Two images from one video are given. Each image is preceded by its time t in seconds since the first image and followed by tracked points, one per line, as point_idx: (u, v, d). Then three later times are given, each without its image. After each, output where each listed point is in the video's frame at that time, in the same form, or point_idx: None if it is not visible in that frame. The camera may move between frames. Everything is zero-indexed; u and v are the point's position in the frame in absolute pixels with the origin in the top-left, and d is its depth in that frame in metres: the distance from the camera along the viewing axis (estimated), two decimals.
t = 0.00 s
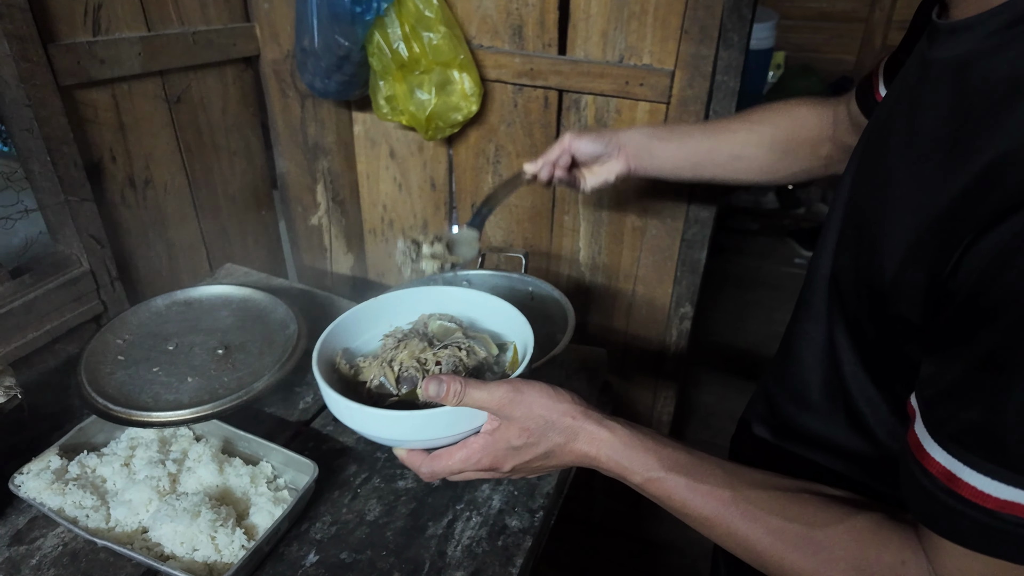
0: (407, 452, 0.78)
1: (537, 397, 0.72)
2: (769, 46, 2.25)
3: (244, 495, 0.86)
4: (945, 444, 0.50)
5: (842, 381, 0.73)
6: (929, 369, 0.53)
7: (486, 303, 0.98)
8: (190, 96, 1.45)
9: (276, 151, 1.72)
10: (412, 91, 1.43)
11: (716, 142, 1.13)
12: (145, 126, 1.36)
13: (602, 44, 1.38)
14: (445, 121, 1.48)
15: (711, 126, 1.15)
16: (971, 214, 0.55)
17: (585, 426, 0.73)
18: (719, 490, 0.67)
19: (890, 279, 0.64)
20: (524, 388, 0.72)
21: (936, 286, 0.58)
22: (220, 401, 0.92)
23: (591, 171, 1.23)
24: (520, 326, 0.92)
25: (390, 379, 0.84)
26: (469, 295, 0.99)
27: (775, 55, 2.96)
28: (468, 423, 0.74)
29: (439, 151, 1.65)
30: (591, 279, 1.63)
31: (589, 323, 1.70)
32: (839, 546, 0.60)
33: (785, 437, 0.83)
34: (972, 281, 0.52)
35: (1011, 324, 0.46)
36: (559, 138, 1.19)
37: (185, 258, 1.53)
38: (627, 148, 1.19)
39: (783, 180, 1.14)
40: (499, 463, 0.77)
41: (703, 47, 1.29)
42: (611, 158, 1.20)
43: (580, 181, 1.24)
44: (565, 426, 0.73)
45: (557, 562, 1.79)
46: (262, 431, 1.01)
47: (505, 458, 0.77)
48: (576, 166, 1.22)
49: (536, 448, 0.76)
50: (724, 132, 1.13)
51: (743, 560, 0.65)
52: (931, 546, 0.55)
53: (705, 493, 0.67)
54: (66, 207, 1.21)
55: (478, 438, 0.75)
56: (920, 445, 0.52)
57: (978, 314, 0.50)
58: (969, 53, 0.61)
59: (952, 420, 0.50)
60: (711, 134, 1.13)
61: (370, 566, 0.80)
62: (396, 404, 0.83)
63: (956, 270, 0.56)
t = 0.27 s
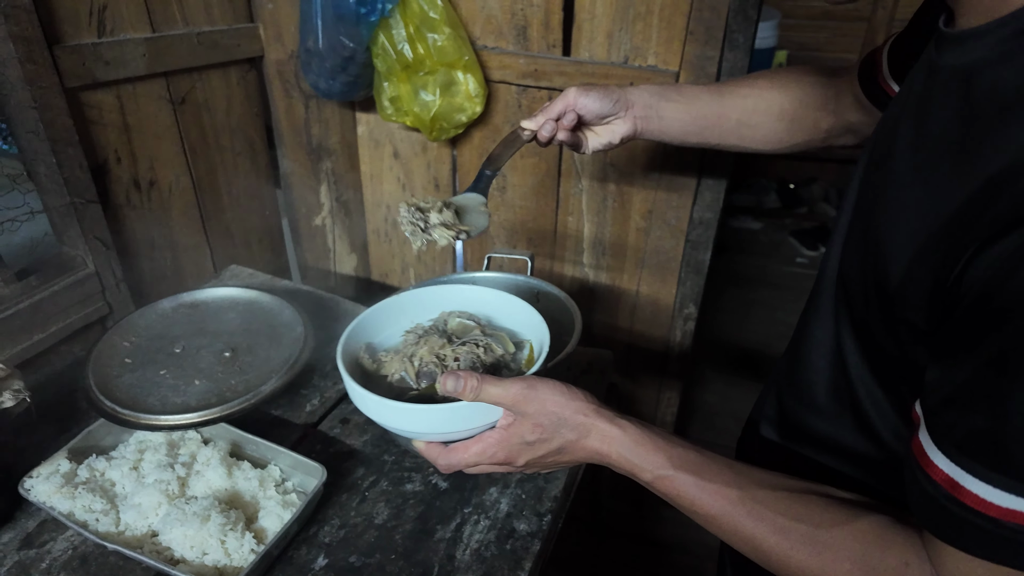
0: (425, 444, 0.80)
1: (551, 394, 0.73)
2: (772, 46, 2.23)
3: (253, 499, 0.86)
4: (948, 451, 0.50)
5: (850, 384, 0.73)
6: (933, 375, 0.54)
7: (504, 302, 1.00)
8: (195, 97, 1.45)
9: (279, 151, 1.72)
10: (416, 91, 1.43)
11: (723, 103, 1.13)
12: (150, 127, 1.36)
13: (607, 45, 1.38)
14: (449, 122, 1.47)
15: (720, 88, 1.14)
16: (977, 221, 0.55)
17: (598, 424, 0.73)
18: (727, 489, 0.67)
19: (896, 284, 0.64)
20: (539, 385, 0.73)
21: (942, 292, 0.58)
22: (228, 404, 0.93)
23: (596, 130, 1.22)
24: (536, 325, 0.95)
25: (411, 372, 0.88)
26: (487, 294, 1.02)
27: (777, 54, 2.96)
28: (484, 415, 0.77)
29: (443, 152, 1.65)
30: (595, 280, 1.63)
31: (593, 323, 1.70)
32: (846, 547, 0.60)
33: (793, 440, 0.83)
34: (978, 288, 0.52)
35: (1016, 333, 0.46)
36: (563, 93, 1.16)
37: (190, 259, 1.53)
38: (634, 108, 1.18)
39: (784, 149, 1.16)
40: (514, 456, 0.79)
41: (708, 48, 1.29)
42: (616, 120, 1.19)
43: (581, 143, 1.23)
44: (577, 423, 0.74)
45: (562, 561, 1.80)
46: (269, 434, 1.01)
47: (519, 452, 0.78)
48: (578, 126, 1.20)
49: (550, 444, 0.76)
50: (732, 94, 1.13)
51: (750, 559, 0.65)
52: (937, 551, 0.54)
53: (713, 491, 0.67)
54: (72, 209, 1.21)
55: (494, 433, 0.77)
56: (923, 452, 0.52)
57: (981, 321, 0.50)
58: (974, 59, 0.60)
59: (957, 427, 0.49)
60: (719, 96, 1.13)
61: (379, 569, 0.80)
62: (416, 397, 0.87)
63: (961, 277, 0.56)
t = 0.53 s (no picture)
0: (439, 445, 0.83)
1: (565, 400, 0.74)
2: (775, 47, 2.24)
3: (262, 503, 0.87)
4: (955, 464, 0.50)
5: (858, 393, 0.73)
6: (941, 387, 0.54)
7: (519, 307, 1.02)
8: (200, 101, 1.45)
9: (284, 154, 1.73)
10: (420, 95, 1.43)
11: (721, 106, 1.12)
12: (156, 131, 1.37)
13: (611, 49, 1.38)
14: (454, 125, 1.48)
15: (718, 92, 1.13)
16: (987, 235, 0.56)
17: (610, 428, 0.74)
18: (738, 495, 0.67)
19: (905, 295, 0.65)
20: (552, 391, 0.75)
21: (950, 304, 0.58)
22: (237, 409, 0.93)
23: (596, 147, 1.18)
24: (550, 333, 0.97)
25: (426, 376, 0.89)
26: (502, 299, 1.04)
27: (779, 55, 2.96)
28: (496, 418, 0.80)
29: (448, 155, 1.65)
30: (598, 282, 1.64)
31: (597, 326, 1.70)
32: (853, 552, 0.60)
33: (801, 446, 0.83)
34: (987, 303, 0.52)
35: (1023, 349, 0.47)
36: (559, 110, 1.10)
37: (195, 262, 1.53)
38: (635, 125, 1.14)
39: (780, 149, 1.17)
40: (527, 459, 0.80)
41: (712, 52, 1.30)
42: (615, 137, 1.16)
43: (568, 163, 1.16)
44: (590, 428, 0.75)
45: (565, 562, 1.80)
46: (277, 438, 1.02)
47: (532, 455, 0.79)
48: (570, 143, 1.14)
49: (563, 448, 0.77)
50: (730, 97, 1.12)
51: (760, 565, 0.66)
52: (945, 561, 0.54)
53: (724, 497, 0.67)
54: (79, 213, 1.22)
55: (508, 436, 0.78)
56: (931, 463, 0.52)
57: (989, 336, 0.50)
58: (986, 72, 0.61)
59: (964, 441, 0.50)
60: (718, 102, 1.12)
61: (387, 573, 0.81)
62: (431, 400, 0.88)
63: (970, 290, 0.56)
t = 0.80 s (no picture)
0: (448, 448, 0.83)
1: (574, 403, 0.74)
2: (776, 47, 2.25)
3: (266, 503, 0.87)
4: (970, 470, 0.50)
5: (867, 396, 0.73)
6: (953, 394, 0.54)
7: (527, 309, 1.02)
8: (203, 102, 1.46)
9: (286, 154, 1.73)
10: (423, 96, 1.44)
11: (743, 115, 1.13)
12: (159, 131, 1.37)
13: (613, 49, 1.38)
14: (456, 126, 1.48)
15: (739, 100, 1.13)
16: (1001, 243, 0.56)
17: (619, 433, 0.73)
18: (748, 499, 0.66)
19: (916, 300, 0.64)
20: (561, 395, 0.74)
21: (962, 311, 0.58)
22: (240, 409, 0.93)
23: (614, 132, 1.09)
24: (559, 334, 0.96)
25: (433, 379, 0.89)
26: (511, 299, 1.03)
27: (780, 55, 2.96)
28: (506, 423, 0.80)
29: (450, 155, 1.66)
30: (600, 282, 1.64)
31: (599, 326, 1.71)
32: (862, 558, 0.59)
33: (807, 448, 0.82)
34: (999, 311, 0.52)
35: None
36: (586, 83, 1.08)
37: (198, 262, 1.54)
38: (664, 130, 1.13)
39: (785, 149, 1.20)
40: (535, 463, 0.79)
41: (714, 53, 1.30)
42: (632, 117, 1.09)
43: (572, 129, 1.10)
44: (598, 432, 0.74)
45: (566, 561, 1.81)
46: (280, 438, 1.02)
47: (541, 459, 0.78)
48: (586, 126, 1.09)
49: (571, 452, 0.76)
50: (750, 104, 1.13)
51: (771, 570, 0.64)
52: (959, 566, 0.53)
53: (733, 500, 0.66)
54: (83, 213, 1.22)
55: (516, 440, 0.77)
56: (945, 468, 0.52)
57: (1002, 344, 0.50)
58: (995, 78, 0.61)
59: (981, 448, 0.49)
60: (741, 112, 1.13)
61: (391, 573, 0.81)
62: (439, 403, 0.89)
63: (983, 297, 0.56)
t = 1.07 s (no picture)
0: (453, 441, 0.82)
1: (579, 394, 0.73)
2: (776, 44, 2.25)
3: (266, 496, 0.87)
4: (984, 458, 0.48)
5: (873, 390, 0.72)
6: (962, 385, 0.53)
7: (529, 302, 1.02)
8: (203, 97, 1.45)
9: (286, 150, 1.73)
10: (424, 91, 1.43)
11: (753, 118, 1.14)
12: (159, 127, 1.37)
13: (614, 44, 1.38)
14: (457, 122, 1.48)
15: (747, 101, 1.14)
16: (1008, 232, 0.55)
17: (624, 424, 0.73)
18: (758, 490, 0.66)
19: (925, 293, 0.64)
20: (566, 385, 0.73)
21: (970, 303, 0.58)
22: (241, 403, 0.93)
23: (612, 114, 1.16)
24: (562, 326, 0.96)
25: (437, 371, 0.89)
26: (514, 292, 1.03)
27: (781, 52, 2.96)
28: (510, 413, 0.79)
29: (450, 151, 1.65)
30: (601, 278, 1.64)
31: (599, 322, 1.70)
32: (874, 549, 0.58)
33: (813, 441, 0.82)
34: (1008, 301, 0.52)
35: None
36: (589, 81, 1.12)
37: (198, 258, 1.53)
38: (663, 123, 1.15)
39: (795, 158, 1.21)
40: (540, 454, 0.79)
41: (715, 48, 1.30)
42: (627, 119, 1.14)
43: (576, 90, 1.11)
44: (604, 424, 0.73)
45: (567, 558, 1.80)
46: (280, 432, 1.02)
47: (546, 449, 0.78)
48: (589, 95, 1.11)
49: (576, 442, 0.76)
50: (758, 109, 1.14)
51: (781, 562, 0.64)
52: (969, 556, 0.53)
53: (742, 492, 0.66)
54: (83, 208, 1.22)
55: (520, 431, 0.77)
56: (957, 456, 0.51)
57: (1012, 333, 0.50)
58: (1006, 69, 0.60)
59: (993, 435, 0.48)
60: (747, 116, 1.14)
61: (392, 566, 0.81)
62: (444, 395, 0.88)
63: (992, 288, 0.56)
